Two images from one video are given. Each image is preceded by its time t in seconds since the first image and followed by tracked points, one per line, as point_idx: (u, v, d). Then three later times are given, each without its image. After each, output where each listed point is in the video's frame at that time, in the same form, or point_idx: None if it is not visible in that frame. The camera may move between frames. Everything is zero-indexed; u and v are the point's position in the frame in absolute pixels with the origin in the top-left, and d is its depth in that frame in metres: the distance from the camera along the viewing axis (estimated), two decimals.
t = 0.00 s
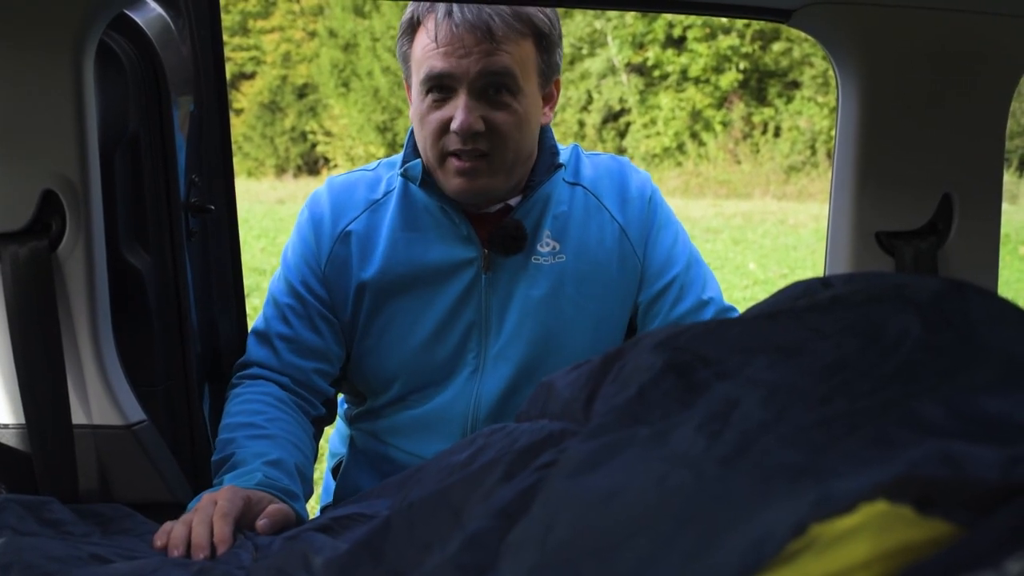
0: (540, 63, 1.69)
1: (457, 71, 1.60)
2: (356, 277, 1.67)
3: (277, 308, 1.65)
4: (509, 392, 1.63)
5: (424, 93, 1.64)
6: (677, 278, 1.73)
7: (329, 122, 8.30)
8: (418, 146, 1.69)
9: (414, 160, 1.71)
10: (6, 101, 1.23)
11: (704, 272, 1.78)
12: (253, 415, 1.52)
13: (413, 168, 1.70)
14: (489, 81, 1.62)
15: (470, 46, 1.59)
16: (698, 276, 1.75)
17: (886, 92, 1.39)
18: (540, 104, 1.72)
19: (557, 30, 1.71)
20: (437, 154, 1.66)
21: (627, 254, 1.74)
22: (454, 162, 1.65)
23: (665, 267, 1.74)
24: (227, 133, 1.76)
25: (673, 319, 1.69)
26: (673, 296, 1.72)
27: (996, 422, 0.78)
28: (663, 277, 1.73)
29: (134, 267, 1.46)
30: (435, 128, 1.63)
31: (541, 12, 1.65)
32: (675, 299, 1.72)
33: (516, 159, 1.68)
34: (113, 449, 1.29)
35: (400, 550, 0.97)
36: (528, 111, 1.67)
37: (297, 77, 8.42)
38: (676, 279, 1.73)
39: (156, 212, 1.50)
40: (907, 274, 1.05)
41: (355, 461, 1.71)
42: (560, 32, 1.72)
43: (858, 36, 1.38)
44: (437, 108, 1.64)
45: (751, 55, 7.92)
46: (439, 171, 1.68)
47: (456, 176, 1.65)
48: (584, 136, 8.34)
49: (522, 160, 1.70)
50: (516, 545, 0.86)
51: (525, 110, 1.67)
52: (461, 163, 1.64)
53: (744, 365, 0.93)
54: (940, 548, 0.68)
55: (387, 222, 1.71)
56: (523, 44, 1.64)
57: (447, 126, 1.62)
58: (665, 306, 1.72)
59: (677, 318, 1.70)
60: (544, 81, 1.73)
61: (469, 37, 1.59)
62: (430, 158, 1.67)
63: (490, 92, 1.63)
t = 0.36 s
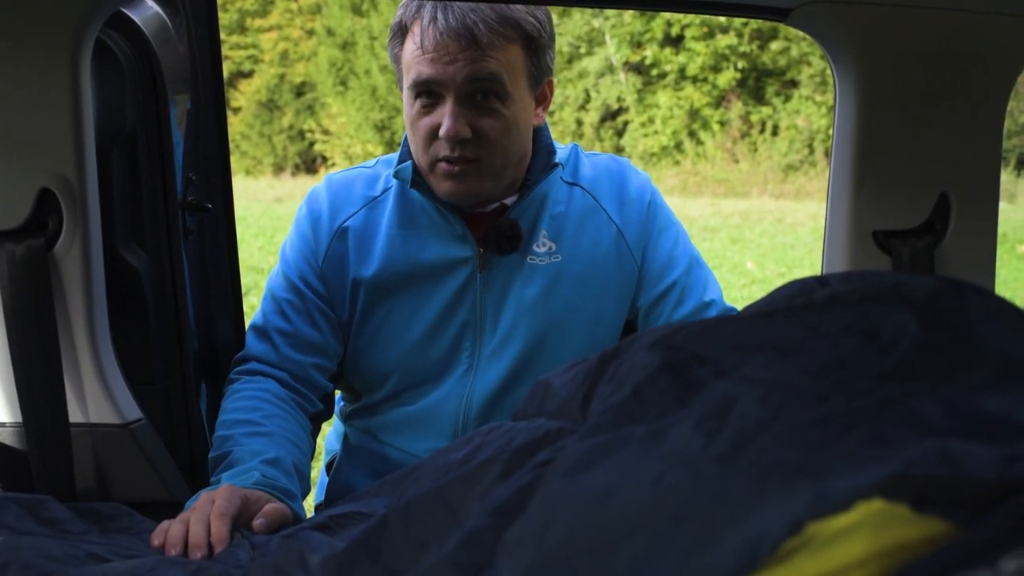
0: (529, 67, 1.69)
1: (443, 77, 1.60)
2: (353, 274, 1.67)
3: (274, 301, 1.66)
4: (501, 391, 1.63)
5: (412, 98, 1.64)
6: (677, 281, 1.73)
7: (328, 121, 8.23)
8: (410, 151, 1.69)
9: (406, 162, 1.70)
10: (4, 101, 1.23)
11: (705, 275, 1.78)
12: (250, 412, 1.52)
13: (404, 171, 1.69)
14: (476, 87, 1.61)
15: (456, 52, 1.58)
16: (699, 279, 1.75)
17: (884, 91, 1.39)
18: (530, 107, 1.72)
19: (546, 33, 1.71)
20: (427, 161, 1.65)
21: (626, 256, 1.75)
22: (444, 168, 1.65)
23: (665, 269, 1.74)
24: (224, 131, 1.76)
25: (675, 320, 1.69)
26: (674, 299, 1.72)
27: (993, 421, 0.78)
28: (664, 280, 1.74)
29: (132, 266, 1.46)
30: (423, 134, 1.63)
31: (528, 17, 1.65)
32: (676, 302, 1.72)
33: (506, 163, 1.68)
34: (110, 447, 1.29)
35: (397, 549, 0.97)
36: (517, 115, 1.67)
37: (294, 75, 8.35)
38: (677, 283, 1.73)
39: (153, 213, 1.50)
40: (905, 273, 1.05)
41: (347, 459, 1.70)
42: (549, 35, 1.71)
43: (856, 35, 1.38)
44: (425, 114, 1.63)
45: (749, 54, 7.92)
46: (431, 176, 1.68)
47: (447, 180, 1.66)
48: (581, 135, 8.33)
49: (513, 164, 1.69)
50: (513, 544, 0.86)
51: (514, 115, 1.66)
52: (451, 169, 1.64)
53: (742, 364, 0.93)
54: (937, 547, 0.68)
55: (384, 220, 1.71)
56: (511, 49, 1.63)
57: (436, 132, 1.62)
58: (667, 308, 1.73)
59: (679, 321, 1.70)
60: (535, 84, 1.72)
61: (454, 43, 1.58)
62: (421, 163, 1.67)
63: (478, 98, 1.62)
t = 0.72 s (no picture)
0: (532, 76, 1.68)
1: (450, 96, 1.58)
2: (352, 277, 1.67)
3: (273, 302, 1.66)
4: (501, 398, 1.64)
5: (417, 117, 1.62)
6: (677, 287, 1.73)
7: (328, 121, 8.29)
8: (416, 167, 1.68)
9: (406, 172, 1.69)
10: (7, 101, 1.23)
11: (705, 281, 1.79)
12: (249, 417, 1.52)
13: (399, 182, 1.69)
14: (484, 103, 1.60)
15: (463, 70, 1.57)
16: (699, 285, 1.75)
17: (885, 92, 1.39)
18: (535, 115, 1.71)
19: (546, 40, 1.70)
20: (437, 179, 1.64)
21: (627, 263, 1.75)
22: (455, 185, 1.64)
23: (666, 276, 1.75)
24: (226, 130, 1.76)
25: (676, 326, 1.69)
26: (675, 304, 1.72)
27: (994, 422, 0.78)
28: (664, 286, 1.74)
29: (134, 265, 1.46)
30: (433, 153, 1.62)
31: (529, 26, 1.64)
32: (677, 308, 1.72)
33: (516, 176, 1.67)
34: (111, 447, 1.29)
35: (398, 548, 0.97)
36: (525, 127, 1.66)
37: (297, 74, 8.43)
38: (677, 289, 1.74)
39: (155, 211, 1.50)
40: (906, 273, 1.05)
41: (346, 464, 1.71)
42: (549, 41, 1.71)
43: (858, 35, 1.38)
44: (433, 132, 1.62)
45: (751, 55, 7.92)
46: (440, 193, 1.67)
47: (459, 198, 1.65)
48: (583, 135, 8.34)
49: (522, 175, 1.69)
50: (514, 543, 0.86)
51: (522, 127, 1.65)
52: (462, 186, 1.64)
53: (743, 364, 0.93)
54: (938, 548, 0.68)
55: (386, 221, 1.70)
56: (515, 61, 1.62)
57: (446, 151, 1.61)
58: (668, 314, 1.73)
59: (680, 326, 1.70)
60: (538, 93, 1.72)
61: (460, 61, 1.57)
62: (429, 181, 1.66)
63: (486, 114, 1.61)
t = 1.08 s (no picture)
0: (527, 70, 1.67)
1: (443, 90, 1.58)
2: (347, 275, 1.67)
3: (269, 299, 1.66)
4: (491, 399, 1.63)
5: (412, 113, 1.62)
6: (681, 295, 1.72)
7: (328, 121, 8.29)
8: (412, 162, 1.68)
9: (402, 166, 1.70)
10: (6, 101, 1.23)
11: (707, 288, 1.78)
12: (247, 416, 1.52)
13: (399, 175, 1.70)
14: (478, 97, 1.60)
15: (455, 65, 1.57)
16: (702, 291, 1.75)
17: (885, 92, 1.39)
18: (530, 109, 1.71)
19: (541, 34, 1.69)
20: (432, 173, 1.65)
21: (624, 268, 1.74)
22: (451, 179, 1.64)
23: (668, 283, 1.74)
24: (225, 131, 1.76)
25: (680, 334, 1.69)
26: (679, 311, 1.72)
27: (994, 422, 0.78)
28: (667, 293, 1.73)
29: (133, 265, 1.46)
30: (427, 148, 1.62)
31: (522, 18, 1.63)
32: (679, 315, 1.71)
33: (512, 169, 1.67)
34: (111, 447, 1.29)
35: (398, 548, 0.97)
36: (520, 120, 1.66)
37: (296, 74, 8.48)
38: (679, 297, 1.73)
39: (154, 210, 1.50)
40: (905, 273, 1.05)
41: (337, 464, 1.71)
42: (544, 33, 1.70)
43: (857, 35, 1.38)
44: (427, 127, 1.62)
45: (750, 55, 7.93)
46: (436, 187, 1.67)
47: (455, 192, 1.65)
48: (583, 135, 8.34)
49: (518, 170, 1.69)
50: (514, 543, 0.86)
51: (517, 120, 1.65)
52: (458, 180, 1.64)
53: (742, 363, 0.93)
54: (937, 547, 0.68)
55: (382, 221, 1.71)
56: (509, 54, 1.62)
57: (441, 146, 1.61)
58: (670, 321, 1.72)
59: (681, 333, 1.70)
60: (533, 87, 1.71)
61: (453, 55, 1.56)
62: (425, 176, 1.66)
63: (480, 108, 1.61)
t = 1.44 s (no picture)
0: (524, 75, 1.67)
1: (432, 90, 1.58)
2: (348, 284, 1.67)
3: (269, 308, 1.66)
4: (497, 402, 1.64)
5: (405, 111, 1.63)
6: (681, 296, 1.73)
7: (328, 121, 8.21)
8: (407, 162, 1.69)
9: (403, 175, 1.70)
10: (3, 101, 1.22)
11: (708, 287, 1.79)
12: (246, 418, 1.52)
13: (398, 185, 1.70)
14: (467, 99, 1.59)
15: (446, 65, 1.57)
16: (702, 291, 1.76)
17: (882, 91, 1.39)
18: (528, 115, 1.70)
19: (541, 39, 1.68)
20: (422, 172, 1.65)
21: (627, 269, 1.74)
22: (440, 179, 1.64)
23: (669, 283, 1.75)
24: (222, 131, 1.76)
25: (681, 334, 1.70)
26: (680, 312, 1.73)
27: (990, 420, 0.78)
28: (668, 294, 1.74)
29: (130, 266, 1.46)
30: (417, 147, 1.62)
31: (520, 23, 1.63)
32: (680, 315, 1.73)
33: (502, 173, 1.67)
34: (108, 447, 1.29)
35: (395, 548, 0.97)
36: (511, 124, 1.65)
37: (293, 74, 8.35)
38: (680, 297, 1.74)
39: (151, 209, 1.50)
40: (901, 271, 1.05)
41: (342, 466, 1.71)
42: (545, 40, 1.69)
43: (854, 34, 1.38)
44: (419, 126, 1.62)
45: (748, 54, 7.93)
46: (428, 188, 1.67)
47: (444, 192, 1.65)
48: (581, 135, 8.34)
49: (510, 174, 1.68)
50: (511, 543, 0.86)
51: (508, 124, 1.64)
52: (445, 181, 1.63)
53: (739, 362, 0.93)
54: (933, 544, 0.68)
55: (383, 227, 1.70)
56: (502, 58, 1.61)
57: (429, 146, 1.61)
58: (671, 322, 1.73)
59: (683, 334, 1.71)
60: (532, 92, 1.71)
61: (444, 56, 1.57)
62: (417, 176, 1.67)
63: (470, 110, 1.61)
